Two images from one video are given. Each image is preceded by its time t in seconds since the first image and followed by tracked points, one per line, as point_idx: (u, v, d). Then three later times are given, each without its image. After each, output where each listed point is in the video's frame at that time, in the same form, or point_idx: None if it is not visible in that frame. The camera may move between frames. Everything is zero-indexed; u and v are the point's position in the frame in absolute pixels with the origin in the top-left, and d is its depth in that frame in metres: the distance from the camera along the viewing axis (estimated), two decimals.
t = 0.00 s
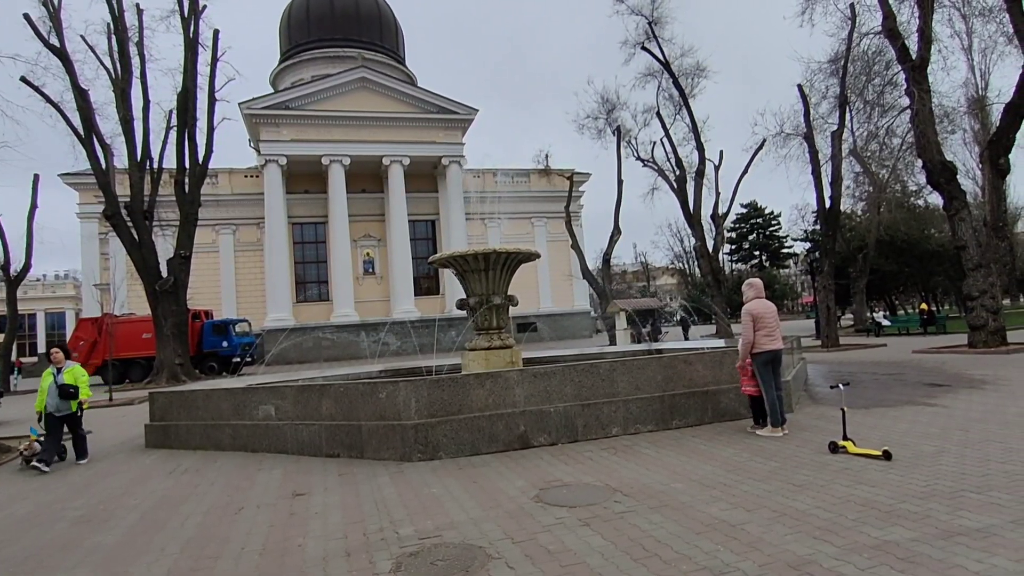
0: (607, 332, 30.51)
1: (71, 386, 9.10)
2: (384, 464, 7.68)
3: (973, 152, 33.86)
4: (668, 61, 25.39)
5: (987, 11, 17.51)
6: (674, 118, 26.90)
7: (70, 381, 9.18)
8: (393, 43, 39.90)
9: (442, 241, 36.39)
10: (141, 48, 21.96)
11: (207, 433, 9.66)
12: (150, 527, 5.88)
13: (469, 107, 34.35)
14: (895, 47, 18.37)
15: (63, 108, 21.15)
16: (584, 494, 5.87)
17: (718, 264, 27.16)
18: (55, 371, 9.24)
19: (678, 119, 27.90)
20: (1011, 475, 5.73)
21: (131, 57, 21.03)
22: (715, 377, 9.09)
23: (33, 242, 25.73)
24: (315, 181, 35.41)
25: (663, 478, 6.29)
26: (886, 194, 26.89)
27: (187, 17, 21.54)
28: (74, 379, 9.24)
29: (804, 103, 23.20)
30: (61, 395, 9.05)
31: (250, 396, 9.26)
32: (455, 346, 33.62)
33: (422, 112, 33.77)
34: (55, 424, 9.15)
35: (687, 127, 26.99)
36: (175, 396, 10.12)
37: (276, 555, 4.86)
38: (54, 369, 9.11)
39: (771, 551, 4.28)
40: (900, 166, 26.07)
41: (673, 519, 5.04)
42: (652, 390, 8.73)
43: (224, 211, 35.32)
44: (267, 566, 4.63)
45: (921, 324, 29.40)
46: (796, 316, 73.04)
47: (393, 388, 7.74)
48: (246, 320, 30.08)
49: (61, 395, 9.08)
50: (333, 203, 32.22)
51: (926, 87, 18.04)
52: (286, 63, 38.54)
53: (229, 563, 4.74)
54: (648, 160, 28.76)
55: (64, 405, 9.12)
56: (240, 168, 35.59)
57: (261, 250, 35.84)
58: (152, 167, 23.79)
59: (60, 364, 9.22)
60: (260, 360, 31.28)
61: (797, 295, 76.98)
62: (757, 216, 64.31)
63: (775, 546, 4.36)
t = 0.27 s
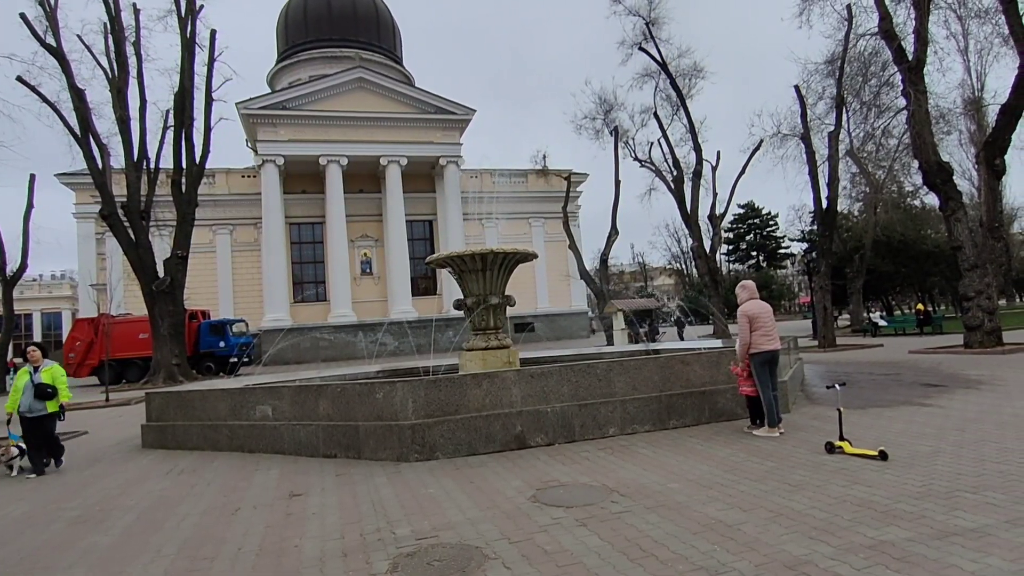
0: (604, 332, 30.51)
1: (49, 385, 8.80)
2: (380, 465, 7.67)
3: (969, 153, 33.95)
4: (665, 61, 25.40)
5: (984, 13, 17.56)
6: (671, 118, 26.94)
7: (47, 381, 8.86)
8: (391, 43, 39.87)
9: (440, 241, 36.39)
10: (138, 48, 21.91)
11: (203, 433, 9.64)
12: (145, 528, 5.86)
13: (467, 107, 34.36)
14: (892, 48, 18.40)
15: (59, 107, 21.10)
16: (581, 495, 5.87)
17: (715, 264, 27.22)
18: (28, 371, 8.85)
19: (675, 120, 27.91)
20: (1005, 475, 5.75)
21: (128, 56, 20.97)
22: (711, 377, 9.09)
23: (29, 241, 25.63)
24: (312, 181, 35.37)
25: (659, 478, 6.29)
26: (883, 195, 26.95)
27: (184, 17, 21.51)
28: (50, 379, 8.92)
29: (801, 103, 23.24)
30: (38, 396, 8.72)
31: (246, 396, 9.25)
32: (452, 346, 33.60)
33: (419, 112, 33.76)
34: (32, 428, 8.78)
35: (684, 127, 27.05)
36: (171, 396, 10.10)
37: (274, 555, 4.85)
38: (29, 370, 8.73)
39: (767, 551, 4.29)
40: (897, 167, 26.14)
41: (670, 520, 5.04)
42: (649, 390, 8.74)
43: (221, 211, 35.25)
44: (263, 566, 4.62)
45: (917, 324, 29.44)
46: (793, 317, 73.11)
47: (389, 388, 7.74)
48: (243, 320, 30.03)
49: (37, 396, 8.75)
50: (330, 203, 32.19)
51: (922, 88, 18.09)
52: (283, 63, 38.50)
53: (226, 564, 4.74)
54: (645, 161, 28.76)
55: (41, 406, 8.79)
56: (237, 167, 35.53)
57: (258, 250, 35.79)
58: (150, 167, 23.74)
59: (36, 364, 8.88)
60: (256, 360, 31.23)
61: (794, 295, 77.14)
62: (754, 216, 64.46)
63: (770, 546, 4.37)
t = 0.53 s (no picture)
0: (601, 332, 30.52)
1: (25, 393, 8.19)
2: (377, 465, 7.66)
3: (965, 154, 34.08)
4: (662, 62, 25.45)
5: (979, 14, 17.62)
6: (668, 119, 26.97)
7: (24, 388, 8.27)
8: (388, 43, 39.83)
9: (437, 241, 36.37)
10: (134, 48, 21.88)
11: (199, 434, 9.62)
12: (141, 529, 5.84)
13: (464, 107, 34.35)
14: (888, 49, 18.46)
15: (55, 107, 21.05)
16: (577, 495, 5.87)
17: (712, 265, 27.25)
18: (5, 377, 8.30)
19: (672, 120, 27.97)
20: (1000, 475, 5.77)
21: (124, 56, 20.93)
22: (707, 377, 9.10)
23: (24, 241, 25.53)
24: (309, 181, 35.33)
25: (656, 478, 6.30)
26: (879, 196, 27.02)
27: (180, 16, 21.47)
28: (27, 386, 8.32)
29: (797, 104, 23.29)
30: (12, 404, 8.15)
31: (242, 396, 9.23)
32: (449, 346, 33.57)
33: (417, 113, 33.75)
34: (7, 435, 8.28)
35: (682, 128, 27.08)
36: (167, 397, 10.07)
37: (270, 556, 4.84)
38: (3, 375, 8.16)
39: (764, 551, 4.29)
40: (893, 168, 26.21)
41: (667, 520, 5.04)
42: (646, 390, 8.74)
43: (217, 211, 35.18)
44: (259, 567, 4.62)
45: (913, 325, 29.53)
46: (789, 317, 73.29)
47: (386, 388, 7.73)
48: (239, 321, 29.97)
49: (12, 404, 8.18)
50: (327, 203, 32.16)
51: (918, 89, 18.14)
52: (279, 63, 38.44)
53: (221, 564, 4.73)
54: (643, 161, 28.80)
55: (16, 414, 8.22)
56: (233, 167, 35.47)
57: (254, 250, 35.71)
58: (146, 167, 23.68)
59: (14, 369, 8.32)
60: (253, 360, 31.17)
61: (790, 296, 77.33)
62: (750, 217, 64.58)
63: (766, 546, 4.37)
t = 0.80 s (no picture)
0: (597, 332, 30.56)
1: None
2: (373, 466, 7.65)
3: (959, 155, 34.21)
4: (658, 63, 25.49)
5: (974, 16, 17.68)
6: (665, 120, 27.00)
7: None
8: (384, 43, 39.79)
9: (433, 241, 36.36)
10: (130, 48, 21.81)
11: (195, 434, 9.59)
12: (136, 530, 5.82)
13: (460, 107, 34.34)
14: (883, 50, 18.53)
15: (50, 106, 20.97)
16: (573, 495, 5.88)
17: (709, 265, 27.28)
18: None
19: (669, 121, 28.02)
20: (994, 474, 5.80)
21: (120, 55, 20.87)
22: (704, 378, 9.11)
23: (19, 241, 25.41)
24: (305, 181, 35.27)
25: (652, 478, 6.31)
26: (875, 196, 27.10)
27: (176, 16, 21.42)
28: None
29: (793, 105, 23.35)
30: None
31: (238, 397, 9.21)
32: (446, 346, 33.55)
33: (413, 113, 33.72)
34: None
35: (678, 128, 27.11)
36: (162, 398, 10.04)
37: (266, 557, 4.83)
38: None
39: (760, 551, 4.30)
40: (888, 168, 26.29)
41: (663, 520, 5.04)
42: (642, 390, 8.76)
43: (213, 210, 35.09)
44: (255, 568, 4.61)
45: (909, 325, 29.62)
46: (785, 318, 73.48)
47: (382, 389, 7.72)
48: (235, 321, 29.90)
49: None
50: (323, 204, 32.12)
51: (914, 90, 18.20)
52: (276, 63, 38.38)
53: (217, 565, 4.73)
54: (639, 162, 28.85)
55: None
56: (229, 167, 35.39)
57: (250, 250, 35.64)
58: (141, 166, 23.61)
59: None
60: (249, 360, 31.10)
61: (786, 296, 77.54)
62: (747, 217, 64.69)
63: (762, 546, 4.38)
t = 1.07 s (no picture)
0: (593, 332, 30.57)
1: None
2: (369, 466, 7.64)
3: (953, 155, 34.35)
4: (653, 63, 25.52)
5: (967, 17, 17.78)
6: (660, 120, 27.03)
7: None
8: (379, 42, 39.74)
9: (429, 241, 36.33)
10: (124, 47, 21.73)
11: (190, 435, 9.56)
12: (130, 531, 5.80)
13: (456, 107, 34.32)
14: (877, 50, 18.60)
15: (43, 106, 20.88)
16: (569, 495, 5.89)
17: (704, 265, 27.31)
18: None
19: (664, 121, 28.05)
20: (987, 473, 5.83)
21: (114, 55, 20.79)
22: (699, 377, 9.13)
23: (12, 241, 25.28)
24: (300, 181, 35.21)
25: (648, 478, 6.32)
26: (869, 196, 27.20)
27: (170, 15, 21.34)
28: None
29: (787, 105, 23.41)
30: None
31: (233, 397, 9.19)
32: (441, 346, 33.53)
33: (408, 113, 33.69)
34: None
35: (673, 128, 27.14)
36: (156, 398, 10.00)
37: (260, 557, 4.82)
38: None
39: (754, 549, 4.31)
40: (882, 169, 26.38)
41: (658, 520, 5.05)
42: (638, 390, 8.77)
43: (207, 210, 34.98)
44: (250, 568, 4.61)
45: (903, 325, 29.73)
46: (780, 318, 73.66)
47: (378, 389, 7.71)
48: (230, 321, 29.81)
49: None
50: (318, 204, 32.05)
51: (907, 91, 18.27)
52: (270, 62, 38.29)
53: (212, 565, 4.72)
54: (635, 162, 28.88)
55: None
56: (224, 167, 35.29)
57: (245, 250, 35.54)
58: (135, 166, 23.53)
59: None
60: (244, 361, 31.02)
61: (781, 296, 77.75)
62: (741, 217, 64.81)
63: (757, 545, 4.39)
